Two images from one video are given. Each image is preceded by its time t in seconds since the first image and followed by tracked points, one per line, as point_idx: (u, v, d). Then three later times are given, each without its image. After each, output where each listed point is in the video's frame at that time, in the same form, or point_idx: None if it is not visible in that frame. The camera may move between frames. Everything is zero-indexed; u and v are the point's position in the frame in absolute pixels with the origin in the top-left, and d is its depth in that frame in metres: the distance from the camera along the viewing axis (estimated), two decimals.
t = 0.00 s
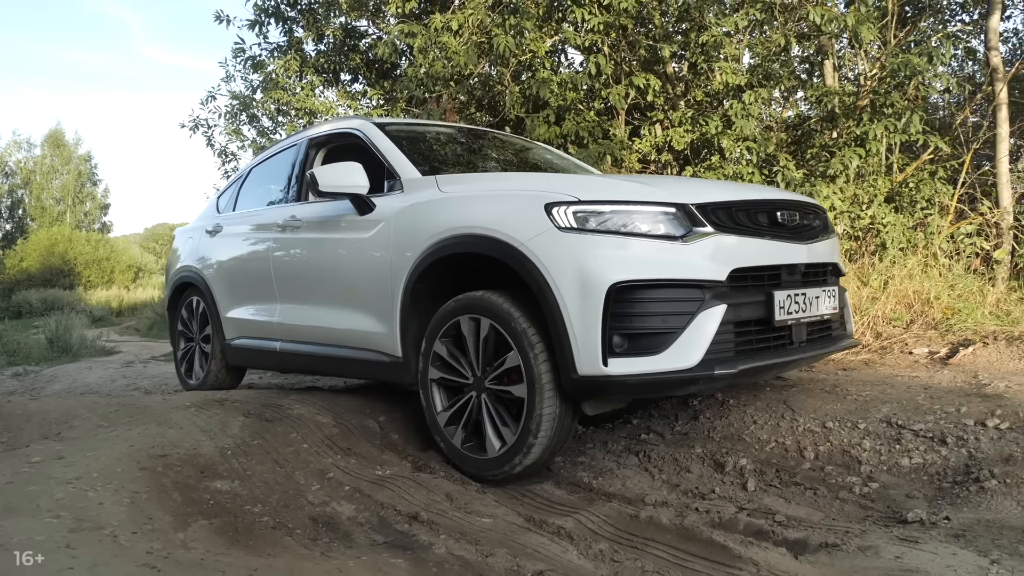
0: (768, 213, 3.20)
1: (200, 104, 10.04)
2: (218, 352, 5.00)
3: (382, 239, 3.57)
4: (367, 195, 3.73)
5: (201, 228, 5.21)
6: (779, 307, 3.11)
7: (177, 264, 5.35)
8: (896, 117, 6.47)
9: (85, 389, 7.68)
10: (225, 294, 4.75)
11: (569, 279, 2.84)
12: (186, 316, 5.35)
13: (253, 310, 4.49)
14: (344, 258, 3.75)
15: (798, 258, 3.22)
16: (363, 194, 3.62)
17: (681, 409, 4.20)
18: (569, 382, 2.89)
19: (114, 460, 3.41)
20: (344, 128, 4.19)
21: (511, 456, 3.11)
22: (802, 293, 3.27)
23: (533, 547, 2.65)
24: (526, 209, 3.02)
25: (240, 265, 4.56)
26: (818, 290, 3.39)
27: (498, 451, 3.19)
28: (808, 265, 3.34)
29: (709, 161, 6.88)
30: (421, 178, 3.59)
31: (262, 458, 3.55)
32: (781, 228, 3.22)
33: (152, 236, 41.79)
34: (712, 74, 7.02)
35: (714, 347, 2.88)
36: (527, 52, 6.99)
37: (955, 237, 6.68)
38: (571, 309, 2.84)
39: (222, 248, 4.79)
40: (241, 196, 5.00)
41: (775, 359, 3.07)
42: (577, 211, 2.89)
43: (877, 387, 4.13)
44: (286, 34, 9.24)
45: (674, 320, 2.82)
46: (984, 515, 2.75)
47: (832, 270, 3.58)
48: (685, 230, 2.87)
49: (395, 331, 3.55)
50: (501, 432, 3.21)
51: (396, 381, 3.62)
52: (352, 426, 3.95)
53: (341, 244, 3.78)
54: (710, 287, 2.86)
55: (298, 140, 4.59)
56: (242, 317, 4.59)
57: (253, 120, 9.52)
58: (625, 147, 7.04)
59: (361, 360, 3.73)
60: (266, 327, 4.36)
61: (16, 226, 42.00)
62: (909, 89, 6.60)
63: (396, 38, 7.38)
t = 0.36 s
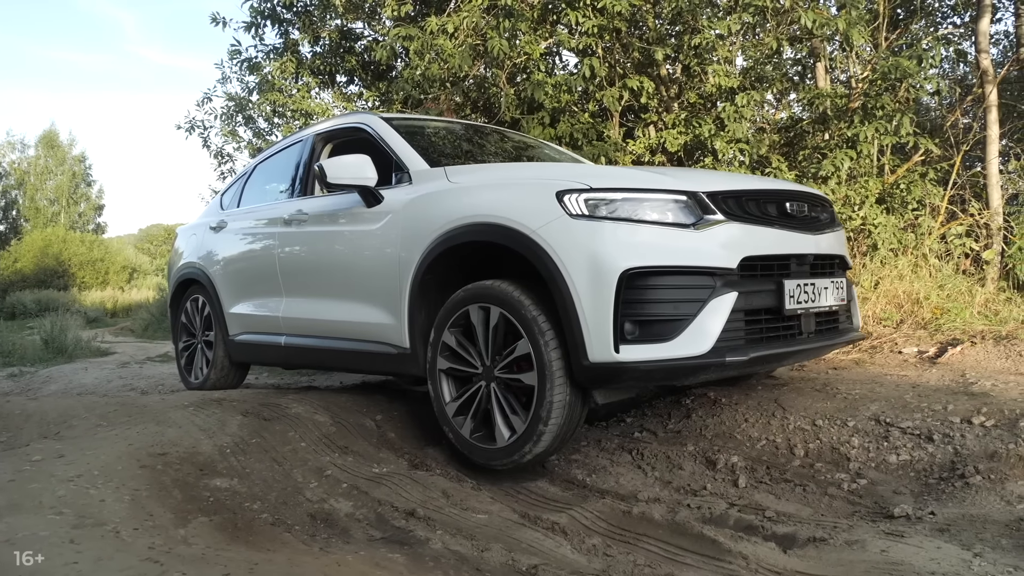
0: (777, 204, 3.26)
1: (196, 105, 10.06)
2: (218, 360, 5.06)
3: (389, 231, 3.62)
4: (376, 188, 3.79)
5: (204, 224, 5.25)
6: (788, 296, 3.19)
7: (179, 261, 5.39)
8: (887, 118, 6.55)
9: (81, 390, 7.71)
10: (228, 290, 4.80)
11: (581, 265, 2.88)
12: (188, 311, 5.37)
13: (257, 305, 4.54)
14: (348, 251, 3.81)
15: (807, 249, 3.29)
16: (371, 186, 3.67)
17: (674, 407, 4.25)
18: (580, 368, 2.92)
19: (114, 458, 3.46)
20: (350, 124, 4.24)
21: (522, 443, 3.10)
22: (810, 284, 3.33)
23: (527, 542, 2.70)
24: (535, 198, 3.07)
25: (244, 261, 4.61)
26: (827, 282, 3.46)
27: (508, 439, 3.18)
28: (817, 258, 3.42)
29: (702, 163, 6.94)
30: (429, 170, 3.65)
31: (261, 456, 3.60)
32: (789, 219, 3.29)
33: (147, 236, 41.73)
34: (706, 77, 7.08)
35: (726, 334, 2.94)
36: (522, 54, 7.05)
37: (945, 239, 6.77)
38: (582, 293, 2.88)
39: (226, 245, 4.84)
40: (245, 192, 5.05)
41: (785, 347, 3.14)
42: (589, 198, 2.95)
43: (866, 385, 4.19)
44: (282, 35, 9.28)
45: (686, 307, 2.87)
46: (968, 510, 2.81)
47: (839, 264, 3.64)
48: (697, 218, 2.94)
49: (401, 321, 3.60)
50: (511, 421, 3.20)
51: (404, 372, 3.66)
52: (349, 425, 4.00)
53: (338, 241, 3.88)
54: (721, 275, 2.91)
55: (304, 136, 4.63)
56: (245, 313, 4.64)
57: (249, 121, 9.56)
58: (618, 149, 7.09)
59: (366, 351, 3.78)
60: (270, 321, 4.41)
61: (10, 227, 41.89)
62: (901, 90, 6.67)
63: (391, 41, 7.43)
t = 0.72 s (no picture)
0: (780, 216, 3.18)
1: (193, 106, 10.06)
2: (217, 365, 5.07)
3: (387, 243, 3.58)
4: (371, 196, 3.75)
5: (198, 224, 5.23)
6: (792, 313, 3.11)
7: (175, 260, 5.37)
8: (882, 120, 6.58)
9: (78, 389, 7.72)
10: (225, 293, 4.80)
11: (583, 286, 2.85)
12: (187, 310, 5.35)
13: (255, 309, 4.53)
14: (344, 259, 3.79)
15: (811, 262, 3.22)
16: (367, 194, 3.64)
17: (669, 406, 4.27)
18: (583, 391, 2.92)
19: (112, 456, 3.47)
20: (346, 126, 4.21)
21: (528, 461, 3.12)
22: (813, 297, 3.26)
23: (523, 539, 2.72)
24: (536, 214, 3.03)
25: (240, 263, 4.60)
26: (830, 292, 3.39)
27: (512, 456, 3.20)
28: (820, 268, 3.34)
29: (698, 163, 6.99)
30: (427, 180, 3.60)
31: (258, 454, 3.62)
32: (792, 231, 3.22)
33: (143, 236, 41.68)
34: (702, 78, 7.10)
35: (729, 354, 2.88)
36: (519, 55, 7.08)
37: (940, 240, 6.81)
38: (584, 314, 2.85)
39: (221, 245, 4.83)
40: (239, 192, 5.03)
41: (789, 364, 3.08)
42: (590, 217, 2.90)
43: (860, 384, 4.22)
44: (279, 36, 9.30)
45: (689, 328, 2.81)
46: (959, 506, 2.84)
47: (842, 270, 3.58)
48: (700, 236, 2.86)
49: (399, 332, 3.59)
50: (515, 438, 3.21)
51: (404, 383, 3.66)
52: (346, 423, 4.03)
53: (329, 241, 3.90)
54: (725, 294, 2.85)
55: (298, 136, 4.61)
56: (243, 315, 4.64)
57: (246, 121, 9.57)
58: (614, 149, 7.12)
59: (365, 360, 3.78)
60: (268, 325, 4.41)
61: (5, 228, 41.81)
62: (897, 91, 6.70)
63: (388, 42, 7.46)
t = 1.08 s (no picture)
0: (782, 222, 3.18)
1: (192, 105, 10.06)
2: (217, 363, 5.08)
3: (385, 246, 3.56)
4: (369, 198, 3.72)
5: (194, 219, 5.22)
6: (793, 320, 3.11)
7: (171, 256, 5.37)
8: (879, 120, 6.60)
9: (77, 388, 7.73)
10: (223, 289, 4.80)
11: (583, 297, 2.85)
12: (184, 308, 5.35)
13: (253, 307, 4.53)
14: (342, 259, 3.78)
15: (812, 268, 3.22)
16: (365, 197, 3.62)
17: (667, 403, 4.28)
18: (585, 401, 2.92)
19: (113, 453, 3.48)
20: (342, 123, 4.20)
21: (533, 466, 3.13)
22: (814, 303, 3.25)
23: (523, 534, 2.74)
24: (536, 222, 3.01)
25: (236, 260, 4.60)
26: (831, 297, 3.39)
27: (515, 459, 3.21)
28: (822, 273, 3.34)
29: (696, 163, 7.02)
30: (425, 182, 3.56)
31: (259, 451, 3.64)
32: (794, 237, 3.21)
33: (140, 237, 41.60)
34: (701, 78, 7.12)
35: (728, 364, 2.88)
36: (520, 53, 7.10)
37: (937, 239, 6.83)
38: (585, 326, 2.85)
39: (218, 241, 4.82)
40: (235, 186, 5.02)
41: (790, 372, 3.08)
42: (591, 228, 2.89)
43: (857, 382, 4.24)
44: (278, 35, 9.31)
45: (690, 340, 2.81)
46: (956, 502, 2.86)
47: (843, 274, 3.60)
48: (702, 246, 2.85)
49: (398, 336, 3.59)
50: (519, 441, 3.21)
51: (404, 386, 3.66)
52: (346, 421, 4.04)
53: (326, 241, 3.89)
54: (726, 304, 2.85)
55: (293, 131, 4.60)
56: (241, 313, 4.64)
57: (245, 121, 9.58)
58: (613, 148, 7.14)
59: (363, 363, 3.78)
60: (266, 323, 4.41)
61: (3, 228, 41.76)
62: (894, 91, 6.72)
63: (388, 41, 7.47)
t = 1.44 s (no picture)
0: (778, 211, 3.22)
1: (189, 103, 10.05)
2: (215, 362, 5.10)
3: (387, 237, 3.59)
4: (371, 192, 3.74)
5: (197, 220, 5.25)
6: (791, 307, 3.14)
7: (174, 256, 5.38)
8: (877, 117, 6.63)
9: (74, 386, 7.71)
10: (225, 287, 4.81)
11: (584, 281, 2.86)
12: (185, 304, 5.37)
13: (255, 305, 4.54)
14: (344, 253, 3.80)
15: (809, 257, 3.25)
16: (367, 190, 3.65)
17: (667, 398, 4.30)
18: (585, 384, 2.93)
19: (115, 447, 3.49)
20: (345, 121, 4.22)
21: (535, 454, 3.14)
22: (811, 291, 3.29)
23: (525, 525, 2.76)
24: (537, 209, 3.04)
25: (239, 258, 4.61)
26: (828, 287, 3.43)
27: (518, 449, 3.22)
28: (819, 262, 3.39)
29: (694, 161, 7.04)
30: (427, 176, 3.60)
31: (261, 445, 3.65)
32: (790, 226, 3.24)
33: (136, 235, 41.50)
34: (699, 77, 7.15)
35: (727, 349, 2.90)
36: (519, 51, 7.12)
37: (933, 236, 6.86)
38: (586, 309, 2.87)
39: (221, 240, 4.84)
40: (238, 187, 5.05)
41: (788, 358, 3.11)
42: (591, 214, 2.91)
43: (854, 376, 4.27)
44: (277, 33, 9.31)
45: (689, 323, 2.84)
46: (954, 492, 2.89)
47: (839, 265, 3.61)
48: (700, 231, 2.87)
49: (400, 327, 3.60)
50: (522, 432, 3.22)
51: (406, 378, 3.67)
52: (347, 415, 4.06)
53: (328, 236, 3.92)
54: (724, 288, 2.87)
55: (297, 131, 4.62)
56: (242, 311, 4.65)
57: (243, 119, 9.58)
58: (612, 146, 7.16)
59: (365, 355, 3.78)
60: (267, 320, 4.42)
61: None
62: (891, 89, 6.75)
63: (388, 39, 7.49)
